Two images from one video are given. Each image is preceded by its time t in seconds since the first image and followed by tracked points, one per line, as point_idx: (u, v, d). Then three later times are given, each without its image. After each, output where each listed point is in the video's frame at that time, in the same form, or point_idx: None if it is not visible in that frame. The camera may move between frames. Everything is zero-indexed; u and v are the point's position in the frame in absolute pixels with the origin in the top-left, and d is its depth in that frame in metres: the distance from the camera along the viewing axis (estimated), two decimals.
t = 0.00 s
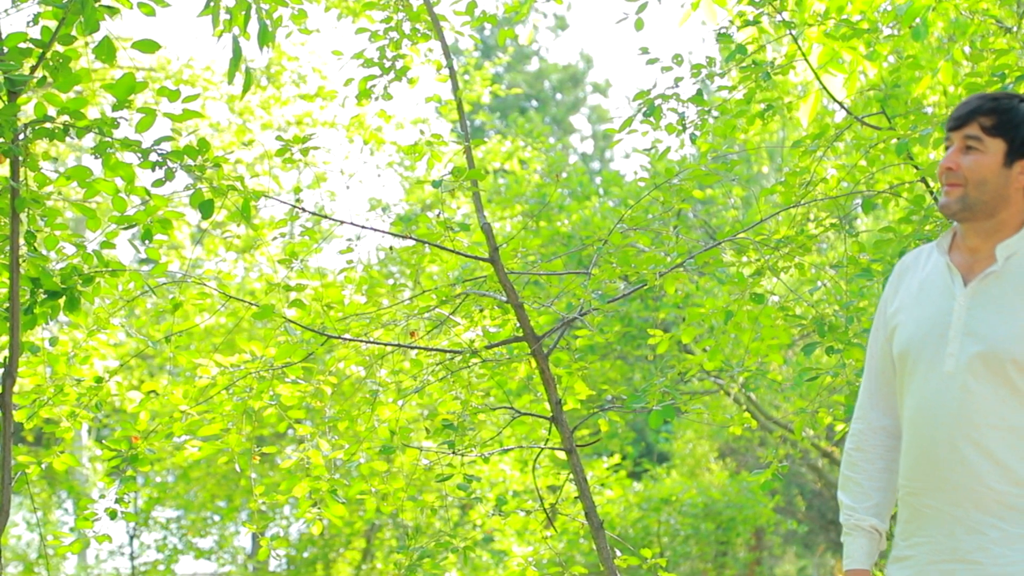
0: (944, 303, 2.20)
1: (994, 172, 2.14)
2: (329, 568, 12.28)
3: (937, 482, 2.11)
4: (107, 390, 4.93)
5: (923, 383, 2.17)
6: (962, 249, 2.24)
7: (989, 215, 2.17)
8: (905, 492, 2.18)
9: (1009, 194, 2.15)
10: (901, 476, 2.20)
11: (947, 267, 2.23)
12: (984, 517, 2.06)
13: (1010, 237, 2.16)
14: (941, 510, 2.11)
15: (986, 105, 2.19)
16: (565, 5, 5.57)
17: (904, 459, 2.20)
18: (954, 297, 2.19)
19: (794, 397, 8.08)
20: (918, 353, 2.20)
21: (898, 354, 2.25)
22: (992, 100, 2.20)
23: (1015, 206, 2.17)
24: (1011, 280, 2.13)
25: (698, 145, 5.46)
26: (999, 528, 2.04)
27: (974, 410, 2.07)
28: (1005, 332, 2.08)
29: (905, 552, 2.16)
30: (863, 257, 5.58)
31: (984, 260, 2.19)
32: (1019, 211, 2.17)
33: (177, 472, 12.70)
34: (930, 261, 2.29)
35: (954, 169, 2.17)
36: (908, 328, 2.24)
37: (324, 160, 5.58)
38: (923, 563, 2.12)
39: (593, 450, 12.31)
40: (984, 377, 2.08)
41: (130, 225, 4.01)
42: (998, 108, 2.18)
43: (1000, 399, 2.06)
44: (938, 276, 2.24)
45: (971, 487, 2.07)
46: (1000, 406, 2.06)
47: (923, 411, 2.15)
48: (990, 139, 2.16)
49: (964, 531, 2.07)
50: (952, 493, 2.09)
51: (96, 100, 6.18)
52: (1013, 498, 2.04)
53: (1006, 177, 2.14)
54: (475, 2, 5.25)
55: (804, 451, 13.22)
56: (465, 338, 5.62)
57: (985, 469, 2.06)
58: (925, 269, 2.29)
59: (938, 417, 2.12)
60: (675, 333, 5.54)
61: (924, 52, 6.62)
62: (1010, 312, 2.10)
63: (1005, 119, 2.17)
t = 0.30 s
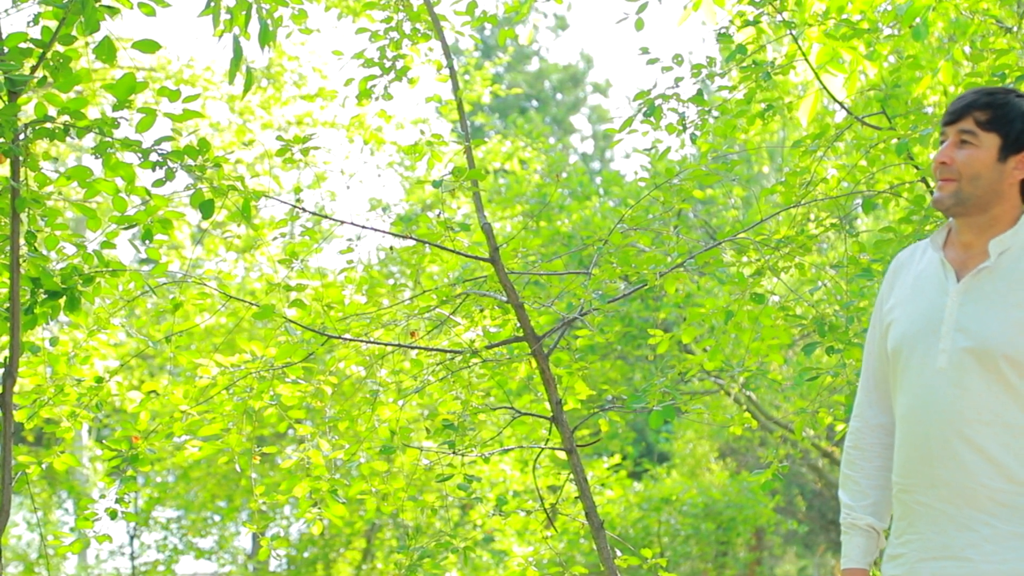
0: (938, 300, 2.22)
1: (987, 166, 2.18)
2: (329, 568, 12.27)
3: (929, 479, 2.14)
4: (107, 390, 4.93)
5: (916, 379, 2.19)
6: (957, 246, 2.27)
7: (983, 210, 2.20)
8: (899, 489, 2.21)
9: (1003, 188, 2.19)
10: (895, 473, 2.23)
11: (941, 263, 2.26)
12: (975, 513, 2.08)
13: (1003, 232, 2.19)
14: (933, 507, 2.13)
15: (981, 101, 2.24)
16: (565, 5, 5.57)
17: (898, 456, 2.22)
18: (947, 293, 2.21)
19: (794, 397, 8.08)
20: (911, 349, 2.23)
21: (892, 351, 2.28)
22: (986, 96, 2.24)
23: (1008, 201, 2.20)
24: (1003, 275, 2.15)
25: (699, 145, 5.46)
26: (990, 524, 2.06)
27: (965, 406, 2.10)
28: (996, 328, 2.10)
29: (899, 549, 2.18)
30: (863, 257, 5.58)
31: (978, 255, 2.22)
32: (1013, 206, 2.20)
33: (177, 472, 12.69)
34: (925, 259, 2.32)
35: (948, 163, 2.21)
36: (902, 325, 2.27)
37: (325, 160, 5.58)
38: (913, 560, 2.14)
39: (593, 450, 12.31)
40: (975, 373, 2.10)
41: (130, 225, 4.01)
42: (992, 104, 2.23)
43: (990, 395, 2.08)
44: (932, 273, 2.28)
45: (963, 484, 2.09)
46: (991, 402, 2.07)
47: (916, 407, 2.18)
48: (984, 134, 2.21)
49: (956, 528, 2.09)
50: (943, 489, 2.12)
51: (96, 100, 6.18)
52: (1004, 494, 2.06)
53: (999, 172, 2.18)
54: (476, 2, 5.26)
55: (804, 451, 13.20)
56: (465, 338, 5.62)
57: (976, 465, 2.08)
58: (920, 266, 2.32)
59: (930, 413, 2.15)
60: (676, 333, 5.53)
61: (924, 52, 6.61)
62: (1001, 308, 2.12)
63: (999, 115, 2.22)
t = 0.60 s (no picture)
0: (931, 297, 2.23)
1: (979, 161, 2.20)
2: (329, 568, 12.27)
3: (922, 477, 2.15)
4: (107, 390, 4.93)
5: (909, 376, 2.20)
6: (949, 242, 2.29)
7: (973, 205, 2.22)
8: (893, 487, 2.22)
9: (994, 184, 2.21)
10: (889, 471, 2.24)
11: (933, 260, 2.28)
12: (969, 511, 2.08)
13: (994, 228, 2.21)
14: (926, 505, 2.14)
15: (974, 96, 2.26)
16: (565, 5, 5.58)
17: (892, 454, 2.23)
18: (939, 289, 2.23)
19: (795, 397, 8.08)
20: (904, 346, 2.24)
21: (886, 349, 2.29)
22: (980, 91, 2.25)
23: (999, 197, 2.22)
24: (994, 270, 2.17)
25: (699, 145, 5.46)
26: (983, 522, 2.07)
27: (958, 403, 2.11)
28: (988, 324, 2.11)
29: (893, 548, 2.19)
30: (863, 257, 5.58)
31: (968, 251, 2.24)
32: (1004, 202, 2.22)
33: (177, 473, 12.70)
34: (918, 256, 2.33)
35: (940, 158, 2.23)
36: (896, 322, 2.28)
37: (325, 160, 5.57)
38: (908, 558, 2.15)
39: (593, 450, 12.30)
40: (968, 370, 2.11)
41: (130, 225, 4.00)
42: (984, 99, 2.24)
43: (982, 391, 2.09)
44: (924, 269, 2.29)
45: (957, 481, 2.10)
46: (983, 398, 2.09)
47: (910, 405, 2.19)
48: (976, 129, 2.22)
49: (949, 526, 2.10)
50: (937, 486, 2.12)
51: (96, 100, 6.18)
52: (998, 491, 2.06)
53: (991, 167, 2.20)
54: (476, 2, 5.26)
55: (805, 451, 13.22)
56: (466, 338, 5.62)
57: (969, 462, 2.09)
58: (914, 263, 2.33)
59: (923, 410, 2.16)
60: (676, 333, 5.53)
61: (924, 52, 6.61)
62: (993, 303, 2.13)
63: (992, 110, 2.24)
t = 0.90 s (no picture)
0: (924, 296, 2.33)
1: (967, 157, 2.32)
2: (329, 568, 12.27)
3: (917, 476, 2.25)
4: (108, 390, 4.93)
5: (902, 376, 2.30)
6: (940, 240, 2.41)
7: (962, 201, 2.34)
8: (888, 487, 2.32)
9: (983, 179, 2.32)
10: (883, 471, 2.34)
11: (925, 258, 2.40)
12: (963, 509, 2.19)
13: (982, 224, 2.33)
14: (922, 504, 2.24)
15: (963, 94, 2.38)
16: (565, 5, 5.58)
17: (886, 453, 2.33)
18: (931, 288, 2.33)
19: (796, 397, 8.07)
20: (897, 346, 2.33)
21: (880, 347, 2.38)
22: (968, 88, 2.38)
23: (988, 193, 2.34)
24: (983, 268, 2.27)
25: (699, 145, 5.45)
26: (977, 520, 2.18)
27: (952, 403, 2.20)
28: (977, 322, 2.21)
29: (889, 545, 2.30)
30: (864, 257, 5.58)
31: (959, 247, 2.36)
32: (992, 198, 2.34)
33: (177, 473, 12.70)
34: (910, 255, 2.45)
35: (929, 155, 2.35)
36: (889, 322, 2.37)
37: (325, 160, 5.57)
38: (905, 557, 2.26)
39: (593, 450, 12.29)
40: (961, 370, 2.21)
41: (131, 225, 4.01)
42: (973, 96, 2.36)
43: (976, 391, 2.18)
44: (917, 269, 2.41)
45: (950, 480, 2.20)
46: (976, 397, 2.18)
47: (903, 404, 2.28)
48: (965, 125, 2.34)
49: (944, 525, 2.21)
50: (931, 486, 2.23)
51: (97, 100, 6.18)
52: (990, 489, 2.17)
53: (979, 163, 2.32)
54: (476, 2, 5.26)
55: (805, 451, 13.22)
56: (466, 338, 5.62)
57: (964, 461, 2.19)
58: (907, 263, 2.45)
59: (917, 410, 2.25)
60: (676, 333, 5.53)
61: (925, 52, 6.61)
62: (982, 302, 2.23)
63: (981, 107, 2.35)
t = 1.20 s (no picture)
0: (914, 296, 2.37)
1: (954, 154, 2.32)
2: (329, 568, 12.28)
3: (909, 476, 2.29)
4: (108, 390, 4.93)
5: (894, 377, 2.33)
6: (930, 239, 2.42)
7: (951, 199, 2.34)
8: (881, 488, 2.36)
9: (971, 177, 2.32)
10: (877, 472, 2.38)
11: (915, 260, 2.42)
12: (956, 511, 2.23)
13: (970, 222, 2.33)
14: (915, 506, 2.28)
15: (950, 92, 2.38)
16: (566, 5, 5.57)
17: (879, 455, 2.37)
18: (921, 288, 2.36)
19: (796, 397, 8.07)
20: (888, 347, 2.37)
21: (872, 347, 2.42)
22: (955, 86, 2.38)
23: (976, 190, 2.34)
24: (971, 266, 2.29)
25: (699, 145, 5.45)
26: (970, 521, 2.22)
27: (942, 403, 2.24)
28: (966, 321, 2.24)
29: (885, 546, 2.36)
30: (864, 257, 5.57)
31: (948, 246, 2.37)
32: (980, 195, 2.35)
33: (177, 473, 12.71)
34: (900, 256, 2.47)
35: (916, 154, 2.35)
36: (881, 322, 2.41)
37: (326, 160, 5.57)
38: (900, 558, 2.31)
39: (594, 450, 12.28)
40: (952, 369, 2.24)
41: (131, 225, 4.01)
42: (959, 94, 2.37)
43: (966, 390, 2.22)
44: (907, 271, 2.43)
45: (943, 481, 2.24)
46: (967, 396, 2.22)
47: (896, 404, 2.32)
48: (951, 123, 2.34)
49: (938, 526, 2.25)
50: (923, 488, 2.27)
51: (97, 100, 6.18)
52: (982, 488, 2.21)
53: (966, 161, 2.32)
54: (476, 2, 5.25)
55: (806, 451, 13.22)
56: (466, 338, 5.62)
57: (956, 461, 2.23)
58: (897, 264, 2.48)
59: (908, 410, 2.29)
60: (677, 333, 5.53)
61: (925, 52, 6.60)
62: (970, 300, 2.25)
63: (967, 104, 2.35)
